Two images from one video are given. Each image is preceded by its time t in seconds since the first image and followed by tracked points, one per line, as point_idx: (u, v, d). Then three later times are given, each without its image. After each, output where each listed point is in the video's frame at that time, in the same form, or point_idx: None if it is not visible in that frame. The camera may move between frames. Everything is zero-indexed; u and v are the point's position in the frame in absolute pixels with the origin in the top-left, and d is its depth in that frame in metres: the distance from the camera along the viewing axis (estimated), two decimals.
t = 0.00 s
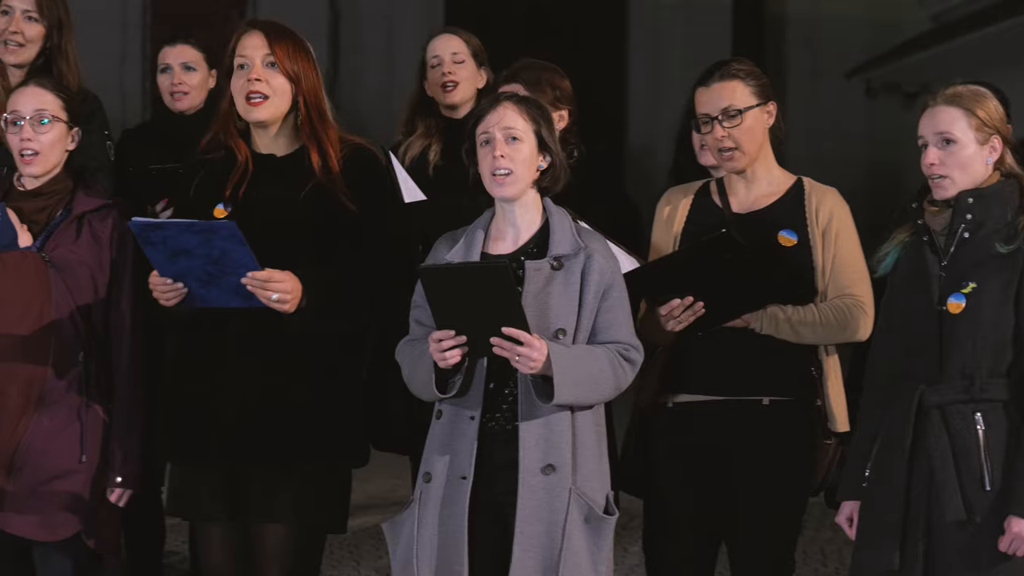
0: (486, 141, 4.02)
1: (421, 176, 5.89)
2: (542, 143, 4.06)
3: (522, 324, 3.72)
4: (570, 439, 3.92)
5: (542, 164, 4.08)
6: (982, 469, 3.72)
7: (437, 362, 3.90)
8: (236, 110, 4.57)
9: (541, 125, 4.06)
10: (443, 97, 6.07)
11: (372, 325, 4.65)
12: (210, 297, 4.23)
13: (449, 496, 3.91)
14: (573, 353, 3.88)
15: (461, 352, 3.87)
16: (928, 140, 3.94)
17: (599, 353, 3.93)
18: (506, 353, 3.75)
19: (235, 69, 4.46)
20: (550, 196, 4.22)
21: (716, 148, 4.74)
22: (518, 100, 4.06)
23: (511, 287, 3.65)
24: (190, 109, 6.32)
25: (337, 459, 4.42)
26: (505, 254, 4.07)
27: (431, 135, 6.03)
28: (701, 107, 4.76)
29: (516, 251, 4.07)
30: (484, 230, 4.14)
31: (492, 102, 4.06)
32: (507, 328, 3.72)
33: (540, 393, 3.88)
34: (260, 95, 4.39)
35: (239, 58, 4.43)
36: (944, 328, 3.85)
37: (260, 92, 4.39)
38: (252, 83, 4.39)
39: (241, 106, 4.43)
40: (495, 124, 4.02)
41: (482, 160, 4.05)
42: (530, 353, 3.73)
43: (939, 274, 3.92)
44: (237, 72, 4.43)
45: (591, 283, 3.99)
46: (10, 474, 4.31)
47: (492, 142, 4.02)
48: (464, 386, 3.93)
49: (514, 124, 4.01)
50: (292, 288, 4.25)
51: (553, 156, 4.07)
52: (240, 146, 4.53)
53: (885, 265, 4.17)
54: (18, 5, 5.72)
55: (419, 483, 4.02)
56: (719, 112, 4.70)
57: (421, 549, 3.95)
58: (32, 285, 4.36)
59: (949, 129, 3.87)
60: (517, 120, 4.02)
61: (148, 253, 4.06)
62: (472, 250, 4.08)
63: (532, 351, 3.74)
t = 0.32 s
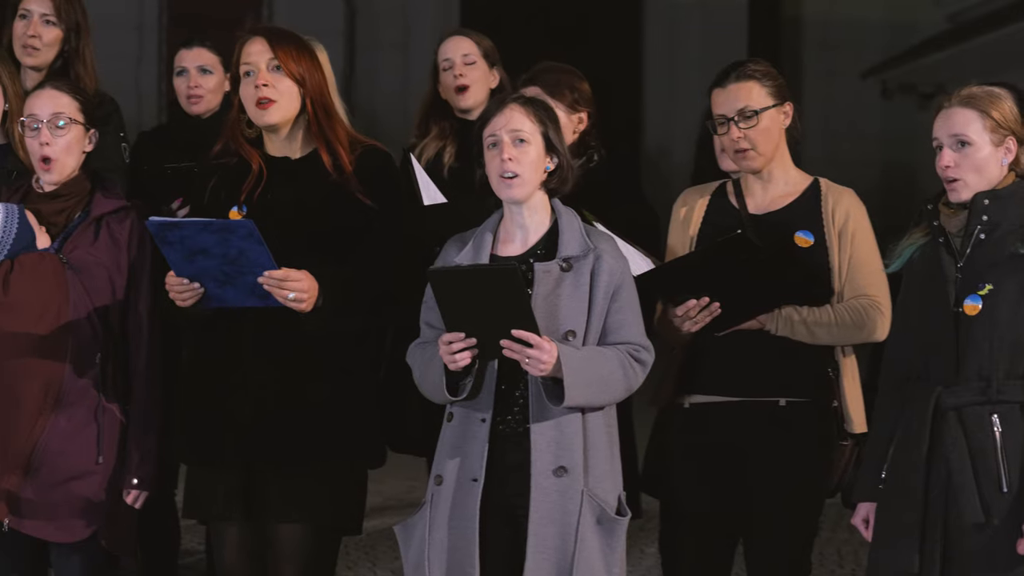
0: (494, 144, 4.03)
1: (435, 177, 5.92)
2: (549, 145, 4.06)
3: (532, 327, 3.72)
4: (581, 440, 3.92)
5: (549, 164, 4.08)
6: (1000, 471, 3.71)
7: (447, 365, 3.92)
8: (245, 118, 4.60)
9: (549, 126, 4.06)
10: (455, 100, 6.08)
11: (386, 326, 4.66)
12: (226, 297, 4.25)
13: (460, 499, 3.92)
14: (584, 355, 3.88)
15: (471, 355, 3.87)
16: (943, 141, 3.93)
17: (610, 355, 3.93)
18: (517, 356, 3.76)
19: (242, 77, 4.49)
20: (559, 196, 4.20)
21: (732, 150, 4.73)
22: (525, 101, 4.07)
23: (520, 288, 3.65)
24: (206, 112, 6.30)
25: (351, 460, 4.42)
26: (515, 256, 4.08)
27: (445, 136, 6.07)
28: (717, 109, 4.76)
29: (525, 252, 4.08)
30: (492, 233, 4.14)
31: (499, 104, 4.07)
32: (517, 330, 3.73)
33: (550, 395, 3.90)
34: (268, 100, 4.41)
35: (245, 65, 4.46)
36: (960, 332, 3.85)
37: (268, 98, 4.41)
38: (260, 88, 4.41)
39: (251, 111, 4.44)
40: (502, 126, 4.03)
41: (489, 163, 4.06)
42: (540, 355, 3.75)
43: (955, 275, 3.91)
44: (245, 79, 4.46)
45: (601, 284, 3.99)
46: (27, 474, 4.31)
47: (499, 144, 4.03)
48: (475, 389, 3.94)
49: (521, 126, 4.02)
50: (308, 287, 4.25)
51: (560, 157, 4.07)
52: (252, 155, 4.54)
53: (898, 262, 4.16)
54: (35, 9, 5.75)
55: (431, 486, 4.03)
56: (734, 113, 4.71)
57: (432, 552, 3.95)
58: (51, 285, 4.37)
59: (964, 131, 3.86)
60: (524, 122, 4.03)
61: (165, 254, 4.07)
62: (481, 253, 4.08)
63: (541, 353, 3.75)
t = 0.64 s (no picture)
0: (506, 146, 4.03)
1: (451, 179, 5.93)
2: (560, 145, 4.07)
3: (544, 329, 3.72)
4: (594, 444, 3.92)
5: (561, 166, 4.10)
6: (1012, 474, 3.68)
7: (459, 367, 3.92)
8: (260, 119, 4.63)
9: (559, 126, 4.08)
10: (470, 102, 6.10)
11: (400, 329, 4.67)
12: (240, 302, 4.26)
13: (472, 502, 3.92)
14: (596, 357, 3.88)
15: (484, 357, 3.87)
16: (956, 141, 3.93)
17: (622, 357, 3.92)
18: (529, 358, 3.77)
19: (259, 76, 4.50)
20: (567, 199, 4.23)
21: (748, 152, 4.73)
22: (536, 103, 4.07)
23: (533, 291, 3.64)
24: (223, 113, 6.34)
25: (364, 463, 4.43)
26: (525, 258, 4.08)
27: (459, 138, 6.08)
28: (734, 111, 4.75)
29: (536, 255, 4.08)
30: (502, 235, 4.14)
31: (509, 106, 4.07)
32: (530, 332, 3.72)
33: (563, 399, 3.90)
34: (284, 100, 4.42)
35: (263, 64, 4.47)
36: (971, 334, 3.83)
37: (284, 99, 4.42)
38: (275, 88, 4.42)
39: (266, 112, 4.45)
40: (514, 128, 4.02)
41: (501, 165, 4.05)
42: (552, 357, 3.75)
43: (965, 279, 3.89)
44: (261, 78, 4.47)
45: (612, 286, 3.99)
46: (39, 476, 4.32)
47: (512, 146, 4.02)
48: (487, 391, 3.96)
49: (534, 127, 4.02)
50: (322, 292, 4.27)
51: (570, 159, 4.09)
52: (264, 156, 4.56)
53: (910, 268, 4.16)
54: (52, 11, 5.80)
55: (444, 489, 4.04)
56: (750, 116, 4.69)
57: (446, 554, 3.96)
58: (65, 287, 4.38)
59: (976, 131, 3.85)
60: (536, 124, 4.03)
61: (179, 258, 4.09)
62: (492, 255, 4.08)
63: (554, 356, 3.75)
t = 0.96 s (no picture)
0: (518, 152, 4.04)
1: (467, 184, 5.93)
2: (573, 149, 4.07)
3: (560, 332, 3.75)
4: (610, 447, 3.92)
5: (574, 170, 4.10)
6: None
7: (474, 371, 3.92)
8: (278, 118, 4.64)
9: (572, 131, 4.08)
10: (488, 105, 6.10)
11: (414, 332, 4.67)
12: (250, 305, 4.27)
13: (486, 506, 3.92)
14: (611, 360, 3.88)
15: (499, 361, 3.88)
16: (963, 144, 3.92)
17: (638, 361, 3.92)
18: (545, 362, 3.78)
19: (277, 76, 4.52)
20: (582, 202, 4.21)
21: (759, 147, 4.74)
22: (548, 107, 4.07)
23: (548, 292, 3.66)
24: (236, 119, 6.37)
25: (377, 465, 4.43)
26: (541, 263, 4.07)
27: (477, 143, 6.05)
28: (746, 105, 4.75)
29: (551, 259, 4.07)
30: (518, 239, 4.14)
31: (521, 112, 4.08)
32: (545, 336, 3.75)
33: (578, 402, 3.89)
34: (298, 99, 4.43)
35: (282, 64, 4.49)
36: (981, 337, 3.82)
37: (298, 97, 4.43)
38: (292, 88, 4.44)
39: (280, 111, 4.47)
40: (526, 134, 4.03)
41: (514, 171, 4.06)
42: (569, 361, 3.76)
43: (974, 281, 3.87)
44: (279, 78, 4.49)
45: (628, 290, 3.99)
46: (51, 479, 4.33)
47: (524, 152, 4.03)
48: (502, 396, 3.96)
49: (546, 132, 4.03)
50: (332, 296, 4.27)
51: (584, 162, 4.09)
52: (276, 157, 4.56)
53: (918, 272, 4.09)
54: (66, 16, 5.83)
55: (459, 492, 4.04)
56: (762, 110, 4.70)
57: (461, 558, 3.98)
58: (77, 291, 4.38)
59: (983, 134, 3.85)
60: (548, 129, 4.03)
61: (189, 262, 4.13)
62: (507, 259, 4.08)
63: (571, 360, 3.76)
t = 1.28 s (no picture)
0: (544, 154, 4.02)
1: (483, 188, 5.94)
2: (598, 152, 4.05)
3: (581, 334, 3.75)
4: (631, 449, 3.91)
5: (598, 173, 4.07)
6: None
7: (496, 372, 3.91)
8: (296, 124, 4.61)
9: (597, 133, 4.06)
10: (503, 109, 6.10)
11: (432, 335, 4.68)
12: (267, 306, 4.28)
13: (508, 507, 3.93)
14: (633, 361, 3.87)
15: (521, 362, 3.87)
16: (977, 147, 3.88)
17: (661, 363, 3.91)
18: (567, 363, 3.78)
19: (295, 82, 4.50)
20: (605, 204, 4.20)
21: (771, 149, 4.72)
22: (573, 110, 4.06)
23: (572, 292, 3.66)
24: (255, 126, 6.32)
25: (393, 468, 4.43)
26: (565, 265, 4.07)
27: (493, 147, 6.05)
28: (758, 106, 4.72)
29: (575, 262, 4.07)
30: (542, 242, 4.14)
31: (545, 114, 4.06)
32: (568, 336, 3.75)
33: (599, 403, 3.88)
34: (317, 108, 4.43)
35: (300, 70, 4.48)
36: (994, 339, 3.81)
37: (316, 105, 4.43)
38: (310, 96, 4.43)
39: (301, 120, 4.48)
40: (552, 136, 4.01)
41: (540, 173, 4.04)
42: (591, 362, 3.76)
43: (987, 283, 3.86)
44: (297, 84, 4.48)
45: (650, 293, 3.98)
46: (63, 480, 4.36)
47: (550, 154, 4.01)
48: (524, 397, 3.94)
49: (572, 135, 4.01)
50: (348, 298, 4.25)
51: (608, 165, 4.06)
52: (299, 165, 4.55)
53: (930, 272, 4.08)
54: (81, 22, 5.87)
55: (479, 493, 4.05)
56: (775, 112, 4.68)
57: (482, 559, 3.98)
58: (91, 293, 4.41)
59: (997, 138, 3.82)
60: (575, 131, 4.02)
61: (206, 262, 4.14)
62: (531, 261, 4.09)
63: (592, 360, 3.77)
